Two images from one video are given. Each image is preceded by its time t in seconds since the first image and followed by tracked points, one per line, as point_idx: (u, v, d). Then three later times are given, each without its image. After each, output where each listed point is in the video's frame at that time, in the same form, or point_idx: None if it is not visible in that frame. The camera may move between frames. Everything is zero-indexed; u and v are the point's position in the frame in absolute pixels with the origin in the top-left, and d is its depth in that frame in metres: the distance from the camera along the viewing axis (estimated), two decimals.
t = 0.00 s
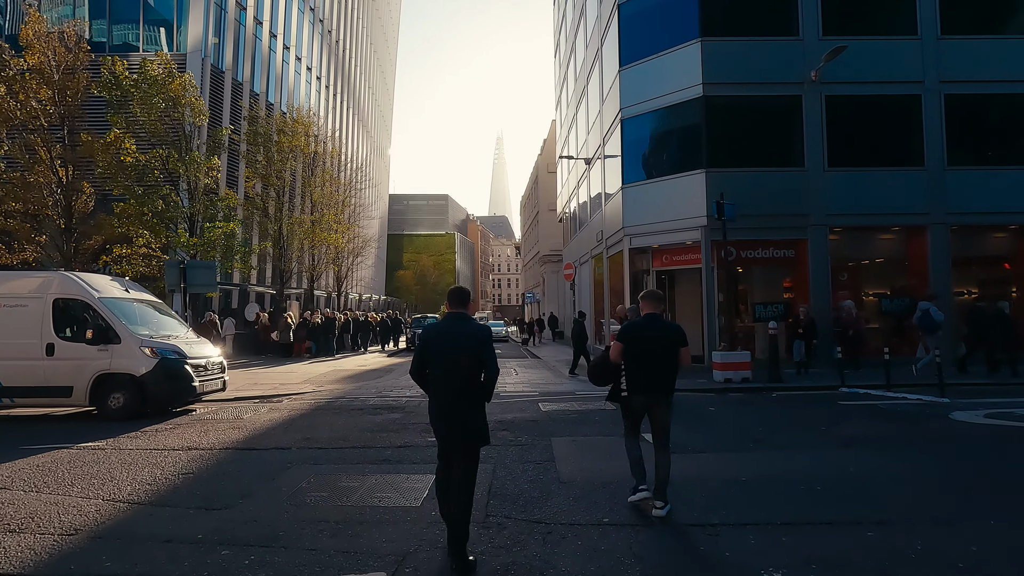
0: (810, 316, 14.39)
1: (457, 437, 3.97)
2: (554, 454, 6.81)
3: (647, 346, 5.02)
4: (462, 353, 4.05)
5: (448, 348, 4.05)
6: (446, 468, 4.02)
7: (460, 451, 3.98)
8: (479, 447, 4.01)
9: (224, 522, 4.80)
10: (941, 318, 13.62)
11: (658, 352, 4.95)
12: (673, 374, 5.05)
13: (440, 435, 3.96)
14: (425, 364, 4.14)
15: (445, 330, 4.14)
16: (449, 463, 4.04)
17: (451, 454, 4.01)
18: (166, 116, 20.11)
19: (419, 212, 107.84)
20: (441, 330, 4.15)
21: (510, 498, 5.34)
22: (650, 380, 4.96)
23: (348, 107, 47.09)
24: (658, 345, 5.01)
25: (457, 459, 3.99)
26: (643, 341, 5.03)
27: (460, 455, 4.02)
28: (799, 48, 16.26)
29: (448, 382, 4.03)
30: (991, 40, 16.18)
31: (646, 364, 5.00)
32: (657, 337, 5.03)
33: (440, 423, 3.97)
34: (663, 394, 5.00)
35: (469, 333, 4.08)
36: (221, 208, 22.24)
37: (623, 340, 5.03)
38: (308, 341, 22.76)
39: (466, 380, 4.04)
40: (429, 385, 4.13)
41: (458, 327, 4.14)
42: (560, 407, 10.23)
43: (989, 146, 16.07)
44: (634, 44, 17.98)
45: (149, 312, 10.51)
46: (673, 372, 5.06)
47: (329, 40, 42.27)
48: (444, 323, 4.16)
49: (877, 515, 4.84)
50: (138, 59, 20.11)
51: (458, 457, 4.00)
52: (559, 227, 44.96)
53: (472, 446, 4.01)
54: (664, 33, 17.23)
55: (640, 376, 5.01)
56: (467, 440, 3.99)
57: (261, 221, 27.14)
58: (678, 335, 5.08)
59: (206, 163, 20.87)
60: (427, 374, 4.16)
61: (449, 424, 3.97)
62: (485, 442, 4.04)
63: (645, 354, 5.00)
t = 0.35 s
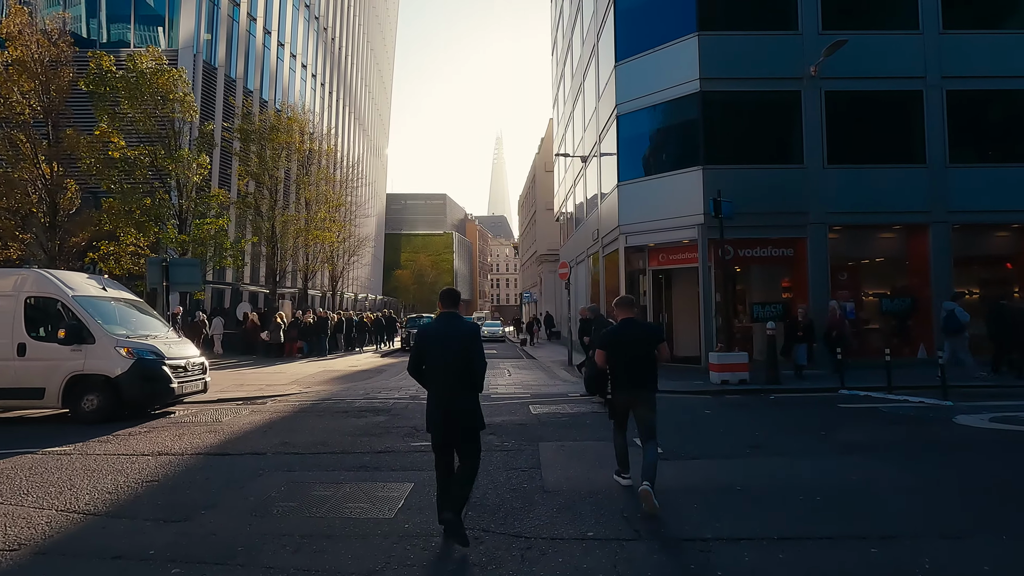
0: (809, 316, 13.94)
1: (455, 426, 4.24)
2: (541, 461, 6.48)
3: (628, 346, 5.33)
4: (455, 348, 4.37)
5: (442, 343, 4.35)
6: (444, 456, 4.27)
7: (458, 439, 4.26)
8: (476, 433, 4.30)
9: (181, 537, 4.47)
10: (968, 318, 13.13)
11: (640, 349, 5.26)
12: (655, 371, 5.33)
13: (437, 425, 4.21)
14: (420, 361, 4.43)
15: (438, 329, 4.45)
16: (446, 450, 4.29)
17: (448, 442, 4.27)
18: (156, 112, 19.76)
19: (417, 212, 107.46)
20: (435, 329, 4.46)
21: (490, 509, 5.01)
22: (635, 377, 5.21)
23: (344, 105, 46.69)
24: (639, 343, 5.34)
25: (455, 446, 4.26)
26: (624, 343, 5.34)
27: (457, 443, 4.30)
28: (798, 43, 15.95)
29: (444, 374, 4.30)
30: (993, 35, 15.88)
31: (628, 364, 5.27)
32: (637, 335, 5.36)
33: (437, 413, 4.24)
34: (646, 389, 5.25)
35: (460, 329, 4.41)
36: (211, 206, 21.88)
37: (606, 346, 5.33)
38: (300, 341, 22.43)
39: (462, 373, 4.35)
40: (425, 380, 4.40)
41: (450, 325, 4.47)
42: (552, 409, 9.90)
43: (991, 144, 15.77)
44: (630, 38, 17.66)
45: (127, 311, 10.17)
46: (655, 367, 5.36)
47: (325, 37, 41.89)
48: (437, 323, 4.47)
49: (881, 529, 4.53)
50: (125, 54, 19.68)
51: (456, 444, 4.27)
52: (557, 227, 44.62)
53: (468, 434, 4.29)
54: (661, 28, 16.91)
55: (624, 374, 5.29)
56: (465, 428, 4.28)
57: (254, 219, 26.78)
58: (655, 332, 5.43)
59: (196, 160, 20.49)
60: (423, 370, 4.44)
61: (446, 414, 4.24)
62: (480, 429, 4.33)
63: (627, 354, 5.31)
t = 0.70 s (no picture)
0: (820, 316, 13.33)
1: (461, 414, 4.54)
2: (536, 467, 6.15)
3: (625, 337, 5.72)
4: (466, 345, 4.64)
5: (454, 340, 4.65)
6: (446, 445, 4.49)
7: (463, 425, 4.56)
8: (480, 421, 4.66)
9: (144, 550, 4.17)
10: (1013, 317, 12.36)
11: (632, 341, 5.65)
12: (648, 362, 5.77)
13: (442, 412, 4.49)
14: (431, 355, 4.70)
15: (451, 326, 4.74)
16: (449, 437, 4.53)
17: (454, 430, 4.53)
18: (154, 109, 19.54)
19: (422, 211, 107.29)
20: (447, 326, 4.73)
21: (478, 520, 4.69)
22: (628, 366, 5.62)
23: (348, 104, 46.49)
24: (636, 335, 5.72)
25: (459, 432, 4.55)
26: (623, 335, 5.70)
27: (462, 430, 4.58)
28: (806, 34, 15.53)
29: (454, 368, 4.60)
30: (1009, 24, 15.40)
31: (622, 353, 5.70)
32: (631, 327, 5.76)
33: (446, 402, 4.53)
34: (640, 378, 5.68)
35: (469, 327, 4.68)
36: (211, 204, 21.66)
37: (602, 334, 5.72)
38: (300, 340, 22.22)
39: (471, 368, 4.61)
40: (436, 373, 4.67)
41: (462, 323, 4.72)
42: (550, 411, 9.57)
43: (1007, 137, 15.30)
44: (634, 31, 17.29)
45: (116, 309, 9.92)
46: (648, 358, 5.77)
47: (329, 36, 41.71)
48: (450, 321, 4.76)
49: (899, 544, 4.18)
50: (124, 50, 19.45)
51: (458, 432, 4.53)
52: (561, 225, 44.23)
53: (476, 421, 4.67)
54: (665, 20, 16.53)
55: (618, 363, 5.68)
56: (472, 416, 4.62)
57: (254, 218, 26.56)
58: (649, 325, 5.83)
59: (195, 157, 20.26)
60: (434, 364, 4.70)
61: (453, 401, 4.53)
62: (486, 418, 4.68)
63: (621, 344, 5.69)
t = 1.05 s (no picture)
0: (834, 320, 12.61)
1: (479, 403, 4.98)
2: (540, 478, 5.82)
3: (636, 336, 6.26)
4: (485, 339, 5.14)
5: (472, 334, 5.14)
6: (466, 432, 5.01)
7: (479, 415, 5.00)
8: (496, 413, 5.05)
9: (119, 568, 3.92)
10: None
11: (649, 338, 6.21)
12: (657, 359, 6.32)
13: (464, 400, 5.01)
14: (451, 348, 5.21)
15: (468, 322, 5.22)
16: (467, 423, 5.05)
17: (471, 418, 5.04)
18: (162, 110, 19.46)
19: (433, 211, 107.31)
20: (466, 320, 5.25)
21: (475, 538, 4.38)
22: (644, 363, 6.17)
23: (358, 104, 46.45)
24: (645, 334, 6.30)
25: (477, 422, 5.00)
26: (631, 334, 6.25)
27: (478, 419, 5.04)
28: (825, 25, 15.03)
29: (473, 360, 5.08)
30: None
31: (636, 350, 6.27)
32: (646, 325, 6.33)
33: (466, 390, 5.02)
34: (649, 376, 6.21)
35: (487, 322, 5.19)
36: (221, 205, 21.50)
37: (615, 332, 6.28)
38: (308, 341, 22.07)
39: (488, 360, 5.13)
40: (455, 364, 5.17)
41: (482, 319, 5.20)
42: (557, 416, 9.23)
43: None
44: (646, 25, 16.89)
45: (115, 310, 9.76)
46: (659, 357, 6.37)
47: (338, 36, 41.61)
48: (466, 315, 5.23)
49: (935, 570, 3.81)
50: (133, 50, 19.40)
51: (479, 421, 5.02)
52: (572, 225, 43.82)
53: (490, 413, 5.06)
54: (678, 13, 16.10)
55: (631, 359, 6.24)
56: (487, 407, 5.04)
57: (263, 218, 26.51)
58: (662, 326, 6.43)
59: (202, 157, 20.17)
60: (452, 355, 5.22)
61: (472, 391, 5.01)
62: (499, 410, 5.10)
63: (635, 340, 6.25)
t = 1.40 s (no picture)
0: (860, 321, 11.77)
1: (488, 391, 5.59)
2: (540, 485, 5.52)
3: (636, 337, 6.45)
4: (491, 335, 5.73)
5: (480, 329, 5.74)
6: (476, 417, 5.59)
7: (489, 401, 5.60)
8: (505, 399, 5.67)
9: None
10: None
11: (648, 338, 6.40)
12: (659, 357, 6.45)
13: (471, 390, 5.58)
14: (460, 343, 5.83)
15: (474, 318, 5.79)
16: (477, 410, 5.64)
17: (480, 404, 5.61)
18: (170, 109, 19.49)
19: (446, 211, 107.31)
20: (471, 318, 5.80)
21: (466, 550, 4.11)
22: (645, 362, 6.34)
23: (370, 103, 46.49)
24: (646, 334, 6.47)
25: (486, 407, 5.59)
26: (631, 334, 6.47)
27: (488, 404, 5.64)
28: (844, 14, 14.52)
29: (481, 353, 5.68)
30: None
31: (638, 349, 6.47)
32: (643, 325, 6.49)
33: (473, 382, 5.59)
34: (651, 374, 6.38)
35: (489, 318, 5.78)
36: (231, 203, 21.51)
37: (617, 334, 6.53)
38: (318, 340, 22.00)
39: (494, 352, 5.70)
40: (464, 357, 5.76)
41: (485, 317, 5.77)
42: (563, 419, 8.93)
43: None
44: (657, 17, 16.50)
45: (116, 308, 9.66)
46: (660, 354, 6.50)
47: (350, 35, 41.64)
48: (470, 313, 5.80)
49: None
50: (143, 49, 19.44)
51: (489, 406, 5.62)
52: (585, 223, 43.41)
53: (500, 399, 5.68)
54: (691, 3, 15.69)
55: (636, 358, 6.41)
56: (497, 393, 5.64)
57: (273, 217, 26.52)
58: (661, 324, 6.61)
59: (212, 156, 20.16)
60: (461, 349, 5.83)
61: (480, 381, 5.58)
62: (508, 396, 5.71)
63: (635, 341, 6.43)
